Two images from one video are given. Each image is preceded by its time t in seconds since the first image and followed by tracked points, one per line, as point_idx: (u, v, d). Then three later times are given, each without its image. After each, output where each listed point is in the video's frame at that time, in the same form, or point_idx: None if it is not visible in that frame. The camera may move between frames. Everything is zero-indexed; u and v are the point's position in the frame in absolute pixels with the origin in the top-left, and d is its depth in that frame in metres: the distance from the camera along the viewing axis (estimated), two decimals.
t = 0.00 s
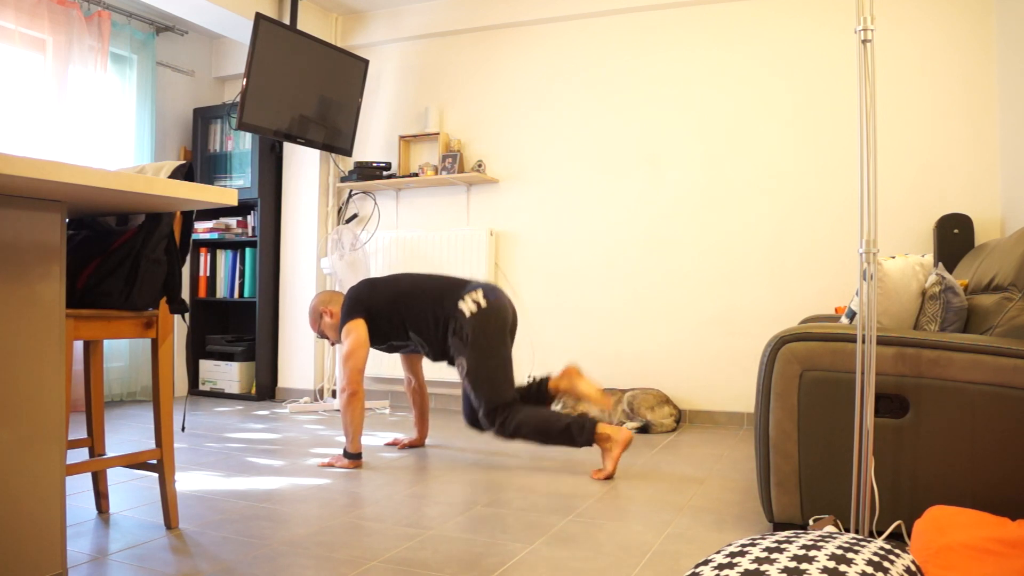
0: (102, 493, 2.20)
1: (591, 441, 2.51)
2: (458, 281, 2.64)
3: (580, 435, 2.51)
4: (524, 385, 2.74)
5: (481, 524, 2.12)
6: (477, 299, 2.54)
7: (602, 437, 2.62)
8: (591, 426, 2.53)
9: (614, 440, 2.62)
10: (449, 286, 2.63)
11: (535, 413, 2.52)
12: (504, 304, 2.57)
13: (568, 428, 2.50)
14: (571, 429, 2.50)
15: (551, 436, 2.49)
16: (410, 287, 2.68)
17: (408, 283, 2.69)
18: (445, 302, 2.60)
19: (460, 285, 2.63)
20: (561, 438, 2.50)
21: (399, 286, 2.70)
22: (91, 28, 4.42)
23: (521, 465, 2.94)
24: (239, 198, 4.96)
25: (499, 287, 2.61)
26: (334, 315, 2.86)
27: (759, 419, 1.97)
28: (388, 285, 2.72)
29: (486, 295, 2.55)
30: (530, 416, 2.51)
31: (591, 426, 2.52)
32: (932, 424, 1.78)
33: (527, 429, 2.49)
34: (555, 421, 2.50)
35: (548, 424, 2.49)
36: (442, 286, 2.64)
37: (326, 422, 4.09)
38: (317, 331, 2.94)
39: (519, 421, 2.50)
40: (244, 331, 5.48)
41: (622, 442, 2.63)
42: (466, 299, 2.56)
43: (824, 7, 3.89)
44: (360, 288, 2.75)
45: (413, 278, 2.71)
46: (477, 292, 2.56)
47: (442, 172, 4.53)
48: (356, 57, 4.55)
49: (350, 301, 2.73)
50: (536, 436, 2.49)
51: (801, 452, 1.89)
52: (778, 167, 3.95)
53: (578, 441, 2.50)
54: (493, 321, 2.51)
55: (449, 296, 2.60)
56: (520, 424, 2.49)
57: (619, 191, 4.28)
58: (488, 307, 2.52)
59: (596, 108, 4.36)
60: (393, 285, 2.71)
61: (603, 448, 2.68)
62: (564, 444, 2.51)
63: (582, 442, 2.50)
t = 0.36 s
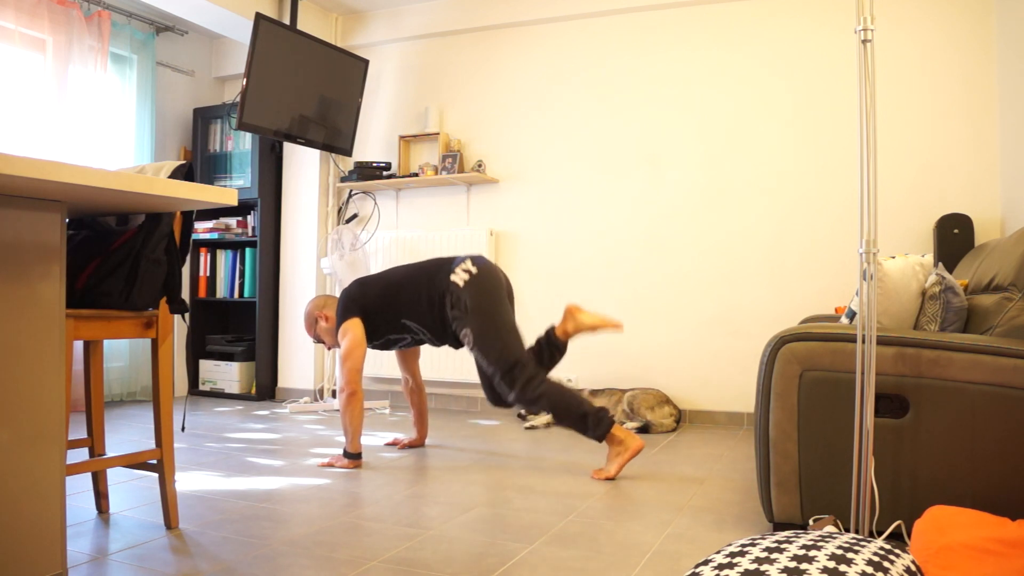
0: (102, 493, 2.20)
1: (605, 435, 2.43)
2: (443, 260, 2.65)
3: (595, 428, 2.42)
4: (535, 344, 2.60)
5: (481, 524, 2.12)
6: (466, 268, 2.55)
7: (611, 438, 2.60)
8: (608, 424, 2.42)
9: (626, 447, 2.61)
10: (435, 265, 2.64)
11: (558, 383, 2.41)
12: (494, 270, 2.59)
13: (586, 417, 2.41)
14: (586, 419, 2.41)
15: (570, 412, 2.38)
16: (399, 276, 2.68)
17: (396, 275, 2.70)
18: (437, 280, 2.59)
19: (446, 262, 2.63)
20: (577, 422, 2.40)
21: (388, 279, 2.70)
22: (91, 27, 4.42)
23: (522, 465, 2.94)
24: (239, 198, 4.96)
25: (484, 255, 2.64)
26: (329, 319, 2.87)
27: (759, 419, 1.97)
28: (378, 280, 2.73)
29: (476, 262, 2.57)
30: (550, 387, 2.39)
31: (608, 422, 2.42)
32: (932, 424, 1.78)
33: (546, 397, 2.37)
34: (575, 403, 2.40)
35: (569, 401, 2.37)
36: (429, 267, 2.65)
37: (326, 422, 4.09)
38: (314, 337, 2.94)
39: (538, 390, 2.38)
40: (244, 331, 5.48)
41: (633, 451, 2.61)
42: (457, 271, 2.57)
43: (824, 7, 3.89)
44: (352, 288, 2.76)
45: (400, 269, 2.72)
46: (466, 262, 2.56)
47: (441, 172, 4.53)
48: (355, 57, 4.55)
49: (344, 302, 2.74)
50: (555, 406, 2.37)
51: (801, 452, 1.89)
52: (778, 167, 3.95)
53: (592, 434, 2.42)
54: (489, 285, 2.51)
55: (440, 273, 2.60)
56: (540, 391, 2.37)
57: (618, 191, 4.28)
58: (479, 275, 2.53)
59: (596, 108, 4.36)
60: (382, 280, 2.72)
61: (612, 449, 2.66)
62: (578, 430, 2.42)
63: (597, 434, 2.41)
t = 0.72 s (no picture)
0: (102, 493, 2.20)
1: (579, 446, 2.55)
2: (460, 300, 2.67)
3: (568, 440, 2.55)
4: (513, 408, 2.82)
5: (481, 524, 2.12)
6: (478, 321, 2.58)
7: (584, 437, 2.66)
8: (576, 431, 2.57)
9: (600, 439, 2.65)
10: (452, 302, 2.66)
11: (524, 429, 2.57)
12: (505, 329, 2.62)
13: (555, 437, 2.54)
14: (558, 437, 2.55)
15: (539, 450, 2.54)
16: (415, 297, 2.70)
17: (413, 294, 2.71)
18: (446, 321, 2.63)
19: (464, 304, 2.66)
20: (550, 447, 2.55)
21: (404, 294, 2.71)
22: (91, 28, 4.42)
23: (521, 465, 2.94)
24: (239, 198, 4.96)
25: (500, 308, 2.66)
26: (333, 311, 2.86)
27: (759, 419, 1.97)
28: (393, 290, 2.73)
29: (489, 317, 2.59)
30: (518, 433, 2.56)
31: (576, 431, 2.57)
32: (932, 424, 1.78)
33: (515, 447, 2.53)
34: (540, 431, 2.55)
35: (535, 437, 2.53)
36: (447, 302, 2.67)
37: (327, 422, 4.09)
38: (316, 325, 2.95)
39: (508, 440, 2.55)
40: (244, 331, 5.48)
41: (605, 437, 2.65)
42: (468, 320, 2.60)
43: (824, 7, 3.89)
44: (363, 288, 2.74)
45: (417, 289, 2.73)
46: (479, 314, 2.59)
47: (442, 172, 4.53)
48: (356, 57, 4.55)
49: (352, 301, 2.72)
50: (525, 453, 2.53)
51: (801, 451, 1.89)
52: (778, 167, 3.95)
53: (566, 447, 2.54)
54: (493, 343, 2.56)
55: (451, 315, 2.63)
56: (508, 443, 2.54)
57: (619, 191, 4.28)
58: (489, 330, 2.56)
59: (596, 108, 4.36)
60: (398, 291, 2.72)
61: (593, 448, 2.69)
62: (555, 452, 2.56)
63: (570, 448, 2.54)
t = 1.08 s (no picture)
0: (102, 493, 2.20)
1: (582, 446, 2.55)
2: (461, 298, 2.69)
3: (573, 440, 2.54)
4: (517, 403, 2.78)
5: (481, 524, 2.12)
6: (479, 319, 2.60)
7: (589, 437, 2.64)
8: (581, 431, 2.56)
9: (604, 438, 2.64)
10: (453, 300, 2.68)
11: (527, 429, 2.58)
12: (506, 326, 2.63)
13: (558, 434, 2.54)
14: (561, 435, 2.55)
15: (540, 450, 2.55)
16: (415, 296, 2.70)
17: (411, 293, 2.71)
18: (447, 319, 2.65)
19: (464, 302, 2.68)
20: (552, 447, 2.54)
21: (404, 293, 2.72)
22: (91, 28, 4.42)
23: (522, 465, 2.94)
24: (239, 198, 4.96)
25: (501, 306, 2.68)
26: (334, 311, 2.86)
27: (759, 418, 1.97)
28: (393, 289, 2.73)
29: (489, 314, 2.61)
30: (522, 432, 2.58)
31: (580, 432, 2.55)
32: (931, 424, 1.78)
33: (518, 445, 2.56)
34: (543, 430, 2.55)
35: (538, 435, 2.54)
36: (446, 300, 2.69)
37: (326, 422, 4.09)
38: (317, 326, 2.95)
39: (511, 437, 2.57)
40: (244, 331, 5.48)
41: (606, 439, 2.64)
42: (469, 318, 2.62)
43: (824, 7, 3.89)
44: (363, 288, 2.75)
45: (418, 287, 2.73)
46: (480, 312, 2.61)
47: (442, 172, 4.53)
48: (356, 57, 4.55)
49: (352, 301, 2.72)
50: (527, 450, 2.55)
51: (801, 451, 1.89)
52: (779, 167, 3.95)
53: (569, 446, 2.54)
54: (494, 341, 2.58)
55: (453, 313, 2.65)
56: (511, 442, 2.56)
57: (619, 190, 4.28)
58: (490, 328, 2.58)
59: (596, 108, 4.36)
60: (397, 291, 2.73)
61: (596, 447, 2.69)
62: (557, 451, 2.55)
63: (575, 447, 2.54)
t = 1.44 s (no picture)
0: (102, 493, 2.20)
1: (610, 429, 2.43)
2: (437, 254, 2.69)
3: (600, 421, 2.41)
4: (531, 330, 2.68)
5: (481, 524, 2.12)
6: (463, 257, 2.58)
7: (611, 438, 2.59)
8: (612, 417, 2.42)
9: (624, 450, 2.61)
10: (432, 258, 2.67)
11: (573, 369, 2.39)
12: (491, 258, 2.62)
13: (592, 408, 2.39)
14: (593, 410, 2.40)
15: (580, 394, 2.36)
16: (396, 272, 2.69)
17: (391, 274, 2.70)
18: (435, 271, 2.62)
19: (441, 255, 2.66)
20: (583, 410, 2.38)
21: (384, 276, 2.71)
22: (91, 27, 4.42)
23: (522, 465, 2.94)
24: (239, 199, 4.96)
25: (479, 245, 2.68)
26: (327, 318, 2.86)
27: (759, 419, 1.97)
28: (372, 280, 2.72)
29: (471, 251, 2.60)
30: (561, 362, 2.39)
31: (612, 415, 2.42)
32: (931, 423, 1.78)
33: (560, 374, 2.35)
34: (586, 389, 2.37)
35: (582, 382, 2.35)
36: (424, 261, 2.67)
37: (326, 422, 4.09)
38: (311, 336, 2.94)
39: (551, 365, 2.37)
40: (244, 331, 5.48)
41: (634, 452, 2.60)
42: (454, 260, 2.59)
43: (824, 7, 3.89)
44: (352, 287, 2.76)
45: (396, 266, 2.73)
46: (462, 251, 2.60)
47: (441, 172, 4.53)
48: (356, 57, 4.55)
49: (343, 301, 2.73)
50: (572, 378, 2.35)
51: (801, 451, 1.89)
52: (779, 167, 3.95)
53: (601, 426, 2.41)
54: (486, 270, 2.54)
55: (437, 264, 2.63)
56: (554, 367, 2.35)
57: (619, 190, 4.28)
58: (477, 261, 2.55)
59: (596, 108, 4.36)
60: (377, 279, 2.71)
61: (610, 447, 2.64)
62: (581, 420, 2.40)
63: (600, 428, 2.41)
